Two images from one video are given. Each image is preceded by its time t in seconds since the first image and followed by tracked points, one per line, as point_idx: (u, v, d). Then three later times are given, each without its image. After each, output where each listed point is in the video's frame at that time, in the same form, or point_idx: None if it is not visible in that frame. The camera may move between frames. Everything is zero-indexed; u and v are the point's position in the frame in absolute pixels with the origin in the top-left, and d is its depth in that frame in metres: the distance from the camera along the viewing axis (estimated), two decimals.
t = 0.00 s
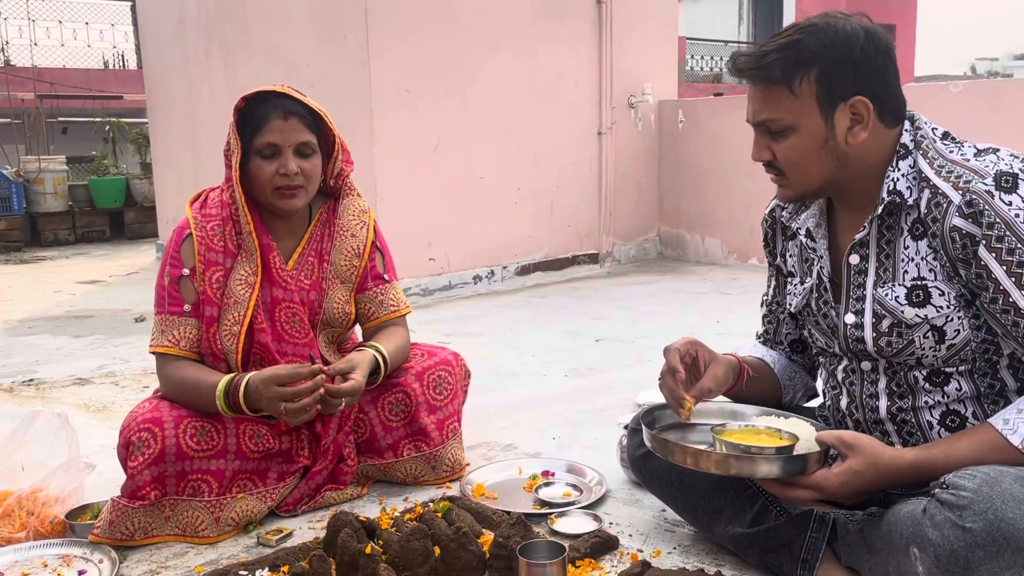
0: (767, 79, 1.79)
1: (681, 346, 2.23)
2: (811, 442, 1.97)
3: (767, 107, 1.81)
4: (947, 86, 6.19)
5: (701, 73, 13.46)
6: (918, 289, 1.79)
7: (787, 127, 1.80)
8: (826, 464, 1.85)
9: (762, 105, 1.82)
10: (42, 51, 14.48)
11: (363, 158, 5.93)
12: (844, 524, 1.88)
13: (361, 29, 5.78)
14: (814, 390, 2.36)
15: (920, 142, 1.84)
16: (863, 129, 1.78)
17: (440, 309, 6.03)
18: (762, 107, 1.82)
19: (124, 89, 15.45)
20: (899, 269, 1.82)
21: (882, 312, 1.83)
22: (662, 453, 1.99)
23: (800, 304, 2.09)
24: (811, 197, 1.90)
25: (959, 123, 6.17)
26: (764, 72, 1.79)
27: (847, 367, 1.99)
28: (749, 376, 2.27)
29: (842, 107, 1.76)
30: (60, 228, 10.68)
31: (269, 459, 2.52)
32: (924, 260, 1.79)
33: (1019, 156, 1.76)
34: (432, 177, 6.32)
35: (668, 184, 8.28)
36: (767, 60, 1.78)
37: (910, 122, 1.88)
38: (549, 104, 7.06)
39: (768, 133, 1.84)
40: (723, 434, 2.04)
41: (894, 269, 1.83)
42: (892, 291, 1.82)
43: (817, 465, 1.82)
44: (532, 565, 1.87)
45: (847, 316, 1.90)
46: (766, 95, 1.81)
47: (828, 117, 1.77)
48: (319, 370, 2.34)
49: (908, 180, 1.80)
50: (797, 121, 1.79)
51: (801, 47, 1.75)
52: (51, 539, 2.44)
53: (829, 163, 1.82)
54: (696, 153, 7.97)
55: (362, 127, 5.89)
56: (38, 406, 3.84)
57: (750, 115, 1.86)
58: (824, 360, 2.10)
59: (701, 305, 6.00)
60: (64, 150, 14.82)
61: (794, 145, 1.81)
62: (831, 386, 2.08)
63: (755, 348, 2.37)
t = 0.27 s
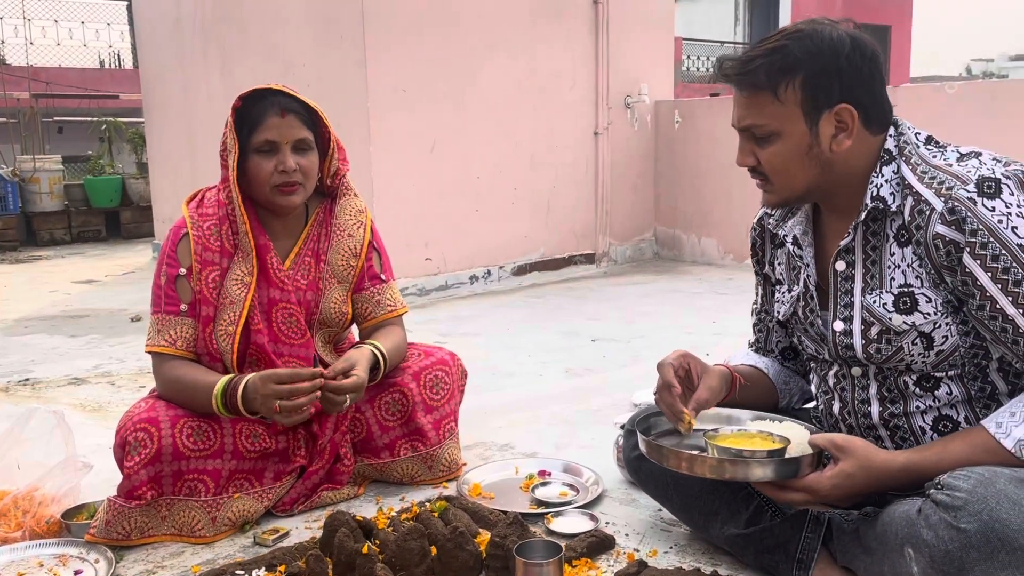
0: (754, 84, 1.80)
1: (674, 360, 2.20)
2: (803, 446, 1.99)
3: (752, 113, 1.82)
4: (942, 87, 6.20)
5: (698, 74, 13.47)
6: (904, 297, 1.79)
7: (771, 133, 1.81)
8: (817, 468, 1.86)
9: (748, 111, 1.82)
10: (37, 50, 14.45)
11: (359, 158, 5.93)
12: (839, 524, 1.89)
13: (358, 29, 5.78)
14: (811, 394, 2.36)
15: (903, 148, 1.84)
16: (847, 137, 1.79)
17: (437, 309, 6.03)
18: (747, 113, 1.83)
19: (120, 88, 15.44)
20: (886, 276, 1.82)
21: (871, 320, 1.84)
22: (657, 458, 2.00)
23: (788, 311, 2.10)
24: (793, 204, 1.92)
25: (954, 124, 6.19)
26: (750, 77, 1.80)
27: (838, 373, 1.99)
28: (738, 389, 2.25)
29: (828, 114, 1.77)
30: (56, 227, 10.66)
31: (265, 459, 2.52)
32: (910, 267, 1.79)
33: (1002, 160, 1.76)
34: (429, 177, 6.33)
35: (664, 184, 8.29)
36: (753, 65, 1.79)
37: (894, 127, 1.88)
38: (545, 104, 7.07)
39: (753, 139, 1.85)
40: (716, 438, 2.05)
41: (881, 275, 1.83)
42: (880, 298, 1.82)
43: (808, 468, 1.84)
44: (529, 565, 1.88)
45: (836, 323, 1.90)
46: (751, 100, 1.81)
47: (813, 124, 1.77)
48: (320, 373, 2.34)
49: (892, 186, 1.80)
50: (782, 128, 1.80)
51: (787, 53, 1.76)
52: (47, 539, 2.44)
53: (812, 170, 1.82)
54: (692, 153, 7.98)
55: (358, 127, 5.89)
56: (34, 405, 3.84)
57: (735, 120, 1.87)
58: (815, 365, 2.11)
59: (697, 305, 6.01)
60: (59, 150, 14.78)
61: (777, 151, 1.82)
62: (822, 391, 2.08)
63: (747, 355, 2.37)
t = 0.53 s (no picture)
0: (746, 88, 1.80)
1: (666, 362, 2.20)
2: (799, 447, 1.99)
3: (744, 117, 1.82)
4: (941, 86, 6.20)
5: (696, 73, 13.48)
6: (897, 298, 1.79)
7: (763, 136, 1.82)
8: (814, 468, 1.86)
9: (741, 114, 1.83)
10: (35, 48, 14.44)
11: (357, 157, 5.93)
12: (836, 523, 1.89)
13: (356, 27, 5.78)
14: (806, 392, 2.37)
15: (895, 149, 1.84)
16: (839, 140, 1.79)
17: (434, 307, 6.03)
18: (740, 116, 1.83)
19: (118, 87, 15.42)
20: (879, 277, 1.82)
21: (864, 321, 1.83)
22: (651, 461, 2.00)
23: (781, 314, 2.10)
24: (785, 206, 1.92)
25: (952, 123, 6.19)
26: (742, 80, 1.80)
27: (832, 375, 1.99)
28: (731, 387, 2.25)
29: (818, 117, 1.77)
30: (53, 226, 10.64)
31: (263, 459, 2.52)
32: (903, 268, 1.79)
33: (993, 159, 1.75)
34: (427, 176, 6.32)
35: (662, 184, 8.29)
36: (744, 69, 1.79)
37: (886, 128, 1.88)
38: (543, 103, 7.06)
39: (745, 142, 1.86)
40: (712, 439, 2.06)
41: (873, 277, 1.83)
42: (873, 299, 1.82)
43: (806, 469, 1.83)
44: (528, 563, 1.87)
45: (830, 324, 1.90)
46: (744, 103, 1.81)
47: (803, 127, 1.78)
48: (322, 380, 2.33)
49: (883, 188, 1.80)
50: (773, 131, 1.80)
51: (777, 56, 1.77)
52: (44, 538, 2.43)
53: (803, 174, 1.83)
54: (690, 152, 7.98)
55: (356, 126, 5.88)
56: (31, 404, 3.83)
57: (728, 122, 1.87)
58: (809, 367, 2.11)
59: (694, 303, 6.02)
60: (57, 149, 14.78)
61: (770, 155, 1.82)
62: (817, 393, 2.08)
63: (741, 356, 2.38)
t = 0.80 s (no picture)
0: (778, 91, 1.71)
1: (667, 349, 2.22)
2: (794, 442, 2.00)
3: (779, 122, 1.73)
4: (940, 85, 6.20)
5: (695, 72, 13.47)
6: (898, 289, 1.79)
7: (805, 136, 1.73)
8: (808, 463, 1.87)
9: (774, 120, 1.73)
10: (34, 47, 14.42)
11: (355, 155, 5.92)
12: (834, 521, 1.89)
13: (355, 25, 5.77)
14: (801, 385, 2.36)
15: (901, 140, 1.84)
16: (871, 122, 1.78)
17: (433, 306, 6.03)
18: (773, 123, 1.73)
19: (117, 85, 15.41)
20: (880, 268, 1.82)
21: (863, 311, 1.84)
22: (646, 455, 2.00)
23: (779, 306, 2.10)
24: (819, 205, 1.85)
25: (951, 122, 6.19)
26: (772, 86, 1.71)
27: (830, 368, 2.00)
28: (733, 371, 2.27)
29: (852, 104, 1.74)
30: (52, 224, 10.62)
31: (262, 457, 2.53)
32: (905, 259, 1.79)
33: (999, 153, 1.76)
34: (425, 174, 6.32)
35: (661, 182, 8.29)
36: (774, 73, 1.70)
37: (889, 120, 1.89)
38: (543, 101, 7.06)
39: (783, 149, 1.76)
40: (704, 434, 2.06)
41: (874, 267, 1.83)
42: (873, 290, 1.82)
43: (799, 464, 1.84)
44: (526, 562, 1.87)
45: (829, 315, 1.90)
46: (778, 110, 1.72)
47: (841, 114, 1.73)
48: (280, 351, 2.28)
49: (891, 179, 1.79)
50: (814, 130, 1.72)
51: (802, 52, 1.71)
52: (43, 536, 2.42)
53: (845, 163, 1.78)
54: (689, 151, 7.98)
55: (356, 124, 5.88)
56: (30, 402, 3.83)
57: (757, 138, 1.78)
58: (808, 360, 2.11)
59: (693, 302, 6.02)
60: (55, 147, 14.77)
61: (815, 153, 1.74)
62: (813, 386, 2.08)
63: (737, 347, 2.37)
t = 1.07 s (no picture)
0: (811, 83, 1.67)
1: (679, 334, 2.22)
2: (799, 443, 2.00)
3: (810, 115, 1.69)
4: (939, 84, 6.20)
5: (695, 70, 13.47)
6: (921, 290, 1.79)
7: (835, 130, 1.70)
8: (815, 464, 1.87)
9: (804, 113, 1.69)
10: (33, 45, 14.41)
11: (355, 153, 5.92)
12: (835, 519, 1.89)
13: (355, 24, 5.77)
14: (792, 383, 2.36)
15: (927, 139, 1.83)
16: (900, 118, 1.75)
17: (432, 304, 6.03)
18: (804, 116, 1.69)
19: (115, 83, 15.40)
20: (902, 269, 1.82)
21: (883, 311, 1.83)
22: (648, 463, 1.98)
23: (790, 301, 2.10)
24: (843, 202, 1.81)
25: (950, 121, 6.20)
26: (805, 78, 1.67)
27: (841, 366, 2.00)
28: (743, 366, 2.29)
29: (883, 99, 1.71)
30: (51, 223, 10.61)
31: (262, 453, 2.54)
32: (930, 261, 1.79)
33: None
34: (425, 173, 6.32)
35: (660, 181, 8.29)
36: (807, 65, 1.67)
37: (915, 117, 1.87)
38: (543, 100, 7.07)
39: (810, 142, 1.73)
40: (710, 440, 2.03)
41: (896, 268, 1.83)
42: (894, 290, 1.82)
43: (806, 465, 1.84)
44: (526, 560, 1.88)
45: (847, 313, 1.90)
46: (808, 102, 1.68)
47: (874, 111, 1.70)
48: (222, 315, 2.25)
49: (919, 179, 1.78)
50: (846, 123, 1.69)
51: (838, 43, 1.67)
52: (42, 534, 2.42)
53: (874, 160, 1.75)
54: (689, 149, 7.98)
55: (355, 123, 5.88)
56: (29, 401, 3.83)
57: (784, 131, 1.74)
58: (818, 357, 2.11)
59: (692, 301, 6.02)
60: (54, 146, 14.76)
61: (845, 147, 1.71)
62: (823, 383, 2.09)
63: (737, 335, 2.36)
